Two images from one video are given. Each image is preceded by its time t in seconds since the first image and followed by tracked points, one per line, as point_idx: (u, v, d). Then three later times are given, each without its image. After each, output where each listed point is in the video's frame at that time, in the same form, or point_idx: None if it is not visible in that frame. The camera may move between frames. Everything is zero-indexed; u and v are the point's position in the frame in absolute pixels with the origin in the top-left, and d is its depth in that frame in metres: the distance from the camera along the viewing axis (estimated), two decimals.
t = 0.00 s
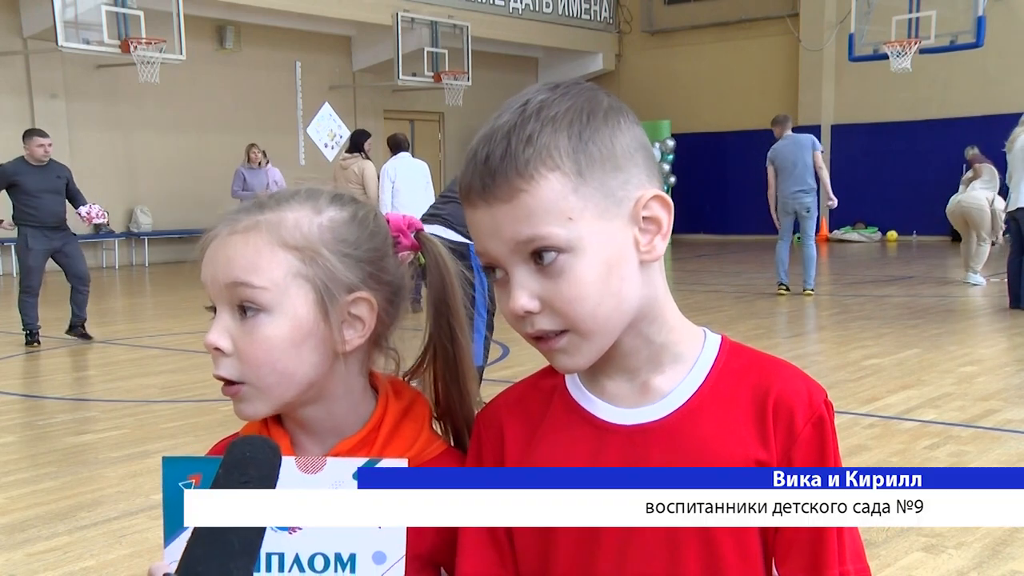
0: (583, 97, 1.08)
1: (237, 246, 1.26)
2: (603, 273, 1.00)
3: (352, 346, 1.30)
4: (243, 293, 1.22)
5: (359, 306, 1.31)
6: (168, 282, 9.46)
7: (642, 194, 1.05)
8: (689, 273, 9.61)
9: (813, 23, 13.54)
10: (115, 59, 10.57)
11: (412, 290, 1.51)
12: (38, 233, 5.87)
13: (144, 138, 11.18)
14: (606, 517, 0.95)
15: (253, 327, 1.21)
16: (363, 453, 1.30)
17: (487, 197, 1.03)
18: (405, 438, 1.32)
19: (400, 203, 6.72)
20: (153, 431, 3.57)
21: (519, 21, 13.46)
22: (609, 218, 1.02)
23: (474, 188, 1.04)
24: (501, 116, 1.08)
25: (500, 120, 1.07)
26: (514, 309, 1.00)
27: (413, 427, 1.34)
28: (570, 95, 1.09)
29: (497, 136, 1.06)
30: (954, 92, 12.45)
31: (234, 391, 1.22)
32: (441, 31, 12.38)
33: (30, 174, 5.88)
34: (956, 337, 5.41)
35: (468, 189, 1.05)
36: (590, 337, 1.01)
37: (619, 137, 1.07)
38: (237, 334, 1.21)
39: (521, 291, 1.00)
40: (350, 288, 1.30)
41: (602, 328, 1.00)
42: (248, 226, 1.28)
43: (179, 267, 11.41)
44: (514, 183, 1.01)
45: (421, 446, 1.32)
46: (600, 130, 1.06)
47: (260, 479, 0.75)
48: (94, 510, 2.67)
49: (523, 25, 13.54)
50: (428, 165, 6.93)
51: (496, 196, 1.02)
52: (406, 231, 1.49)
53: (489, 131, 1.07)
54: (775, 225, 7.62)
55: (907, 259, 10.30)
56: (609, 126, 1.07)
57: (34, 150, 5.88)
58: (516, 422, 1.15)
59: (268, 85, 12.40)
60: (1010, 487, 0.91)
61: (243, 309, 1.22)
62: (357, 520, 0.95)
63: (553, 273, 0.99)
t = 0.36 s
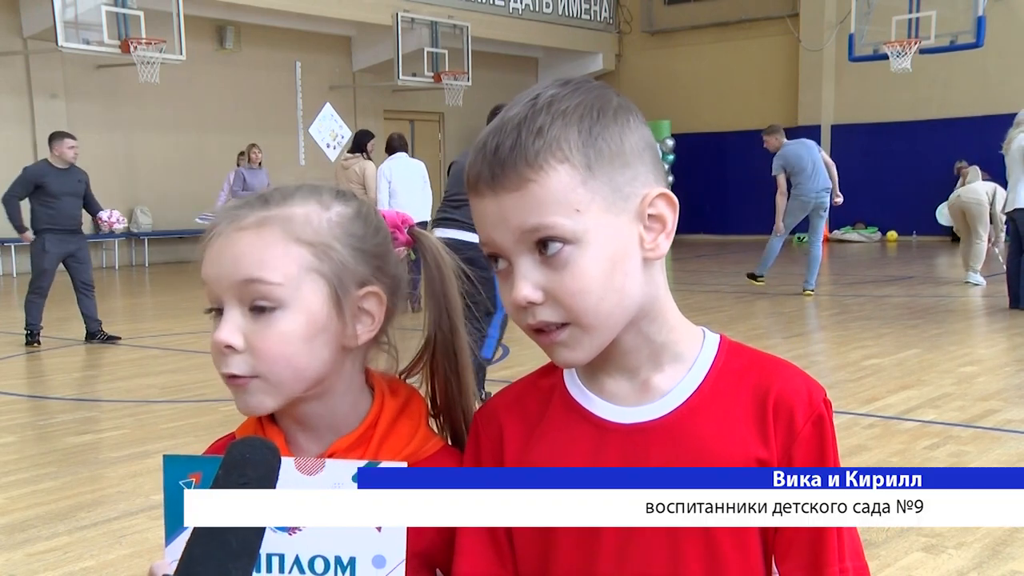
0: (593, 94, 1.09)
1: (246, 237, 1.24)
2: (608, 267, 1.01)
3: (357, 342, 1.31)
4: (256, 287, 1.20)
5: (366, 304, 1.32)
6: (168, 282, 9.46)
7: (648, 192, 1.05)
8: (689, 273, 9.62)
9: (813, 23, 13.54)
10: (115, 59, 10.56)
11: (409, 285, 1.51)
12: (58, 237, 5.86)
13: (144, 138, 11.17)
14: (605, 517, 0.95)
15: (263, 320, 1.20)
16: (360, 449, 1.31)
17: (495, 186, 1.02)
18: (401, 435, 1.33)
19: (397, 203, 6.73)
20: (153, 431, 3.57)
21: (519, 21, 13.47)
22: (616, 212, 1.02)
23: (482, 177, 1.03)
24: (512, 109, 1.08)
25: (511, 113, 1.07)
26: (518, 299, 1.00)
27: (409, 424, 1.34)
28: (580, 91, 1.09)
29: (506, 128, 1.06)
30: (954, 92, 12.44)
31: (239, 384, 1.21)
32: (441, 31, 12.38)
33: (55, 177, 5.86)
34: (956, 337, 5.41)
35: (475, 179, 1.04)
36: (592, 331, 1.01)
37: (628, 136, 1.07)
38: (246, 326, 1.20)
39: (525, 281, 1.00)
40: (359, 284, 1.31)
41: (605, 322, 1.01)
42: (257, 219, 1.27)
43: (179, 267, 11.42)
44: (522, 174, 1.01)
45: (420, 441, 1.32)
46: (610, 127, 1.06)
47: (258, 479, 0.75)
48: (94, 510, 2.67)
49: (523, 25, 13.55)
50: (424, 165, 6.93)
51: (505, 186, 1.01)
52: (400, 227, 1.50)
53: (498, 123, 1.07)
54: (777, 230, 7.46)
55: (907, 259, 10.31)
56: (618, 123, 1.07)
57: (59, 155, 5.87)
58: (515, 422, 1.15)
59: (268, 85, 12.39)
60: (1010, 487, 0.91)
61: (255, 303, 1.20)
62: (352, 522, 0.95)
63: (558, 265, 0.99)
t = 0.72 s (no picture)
0: (594, 92, 1.09)
1: (244, 236, 1.24)
2: (610, 266, 1.01)
3: (357, 340, 1.31)
4: (254, 287, 1.20)
5: (363, 302, 1.32)
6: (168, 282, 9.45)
7: (649, 190, 1.06)
8: (689, 273, 9.62)
9: (813, 23, 13.54)
10: (115, 59, 10.56)
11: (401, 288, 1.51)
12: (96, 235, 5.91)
13: (143, 138, 11.16)
14: (606, 517, 0.96)
15: (261, 318, 1.20)
16: (356, 454, 1.30)
17: (497, 183, 1.02)
18: (396, 438, 1.33)
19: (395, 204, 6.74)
20: (153, 431, 3.57)
21: (519, 21, 13.47)
22: (618, 209, 1.03)
23: (483, 174, 1.03)
24: (513, 107, 1.08)
25: (512, 111, 1.07)
26: (520, 298, 1.00)
27: (403, 427, 1.34)
28: (581, 90, 1.09)
29: (506, 127, 1.06)
30: (954, 92, 12.45)
31: (238, 386, 1.20)
32: (441, 31, 12.38)
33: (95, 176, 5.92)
34: (956, 337, 5.41)
35: (477, 176, 1.04)
36: (594, 330, 1.01)
37: (629, 134, 1.07)
38: (244, 326, 1.19)
39: (528, 279, 1.00)
40: (357, 285, 1.31)
41: (608, 319, 1.01)
42: (254, 219, 1.27)
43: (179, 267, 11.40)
44: (525, 170, 1.01)
45: (413, 446, 1.32)
46: (611, 125, 1.06)
47: (253, 479, 0.81)
48: (94, 511, 2.67)
49: (523, 25, 13.55)
50: (425, 165, 6.92)
51: (507, 183, 1.01)
52: (392, 228, 1.51)
53: (498, 122, 1.07)
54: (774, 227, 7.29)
55: (908, 259, 10.31)
56: (619, 122, 1.07)
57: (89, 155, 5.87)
58: (514, 421, 1.15)
59: (267, 85, 12.39)
60: (1010, 487, 0.93)
61: (254, 304, 1.20)
62: (354, 521, 0.99)
63: (561, 262, 0.99)
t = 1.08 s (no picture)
0: (592, 93, 1.09)
1: (239, 236, 1.24)
2: (611, 266, 1.01)
3: (353, 337, 1.31)
4: (249, 286, 1.20)
5: (358, 297, 1.32)
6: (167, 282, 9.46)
7: (649, 189, 1.06)
8: (689, 273, 9.62)
9: (813, 23, 13.54)
10: (115, 59, 10.56)
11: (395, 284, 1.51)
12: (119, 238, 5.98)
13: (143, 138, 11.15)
14: (606, 517, 0.96)
15: (257, 318, 1.20)
16: (355, 452, 1.30)
17: (498, 184, 1.02)
18: (395, 437, 1.33)
19: (394, 204, 6.79)
20: (153, 431, 3.57)
21: (519, 21, 13.48)
22: (618, 209, 1.03)
23: (483, 175, 1.03)
24: (511, 108, 1.08)
25: (510, 112, 1.07)
26: (522, 298, 1.00)
27: (401, 426, 1.35)
28: (579, 90, 1.09)
29: (505, 128, 1.05)
30: (955, 92, 12.45)
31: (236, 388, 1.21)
32: (441, 31, 12.38)
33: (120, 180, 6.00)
34: (957, 337, 5.41)
35: (476, 178, 1.04)
36: (596, 330, 1.01)
37: (628, 133, 1.07)
38: (237, 326, 1.20)
39: (529, 280, 1.00)
40: (349, 281, 1.31)
41: (608, 320, 1.01)
42: (248, 218, 1.27)
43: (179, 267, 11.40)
44: (527, 170, 1.01)
45: (411, 445, 1.32)
46: (610, 126, 1.06)
47: (249, 480, 0.81)
48: (94, 510, 2.67)
49: (523, 25, 13.56)
50: (426, 164, 6.90)
51: (508, 184, 1.01)
52: (384, 221, 1.50)
53: (496, 123, 1.07)
54: (772, 225, 7.13)
55: (907, 260, 10.31)
56: (618, 122, 1.07)
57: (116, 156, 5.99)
58: (511, 423, 1.15)
59: (267, 85, 12.39)
60: (1010, 487, 0.93)
61: (246, 304, 1.20)
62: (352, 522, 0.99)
63: (563, 262, 0.99)
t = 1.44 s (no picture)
0: (591, 94, 1.08)
1: (240, 237, 1.24)
2: (613, 266, 1.01)
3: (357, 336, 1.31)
4: (255, 285, 1.20)
5: (363, 294, 1.32)
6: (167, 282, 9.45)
7: (649, 190, 1.06)
8: (689, 273, 9.62)
9: (813, 23, 13.54)
10: (115, 59, 10.55)
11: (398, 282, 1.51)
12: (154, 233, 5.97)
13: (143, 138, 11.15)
14: (606, 517, 0.96)
15: (262, 318, 1.20)
16: (359, 449, 1.30)
17: (499, 186, 1.02)
18: (397, 435, 1.33)
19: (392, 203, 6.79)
20: (153, 431, 3.57)
21: (519, 21, 13.48)
22: (619, 210, 1.03)
23: (483, 177, 1.03)
24: (510, 108, 1.08)
25: (509, 113, 1.07)
26: (523, 301, 1.00)
27: (404, 423, 1.35)
28: (578, 91, 1.09)
29: (505, 129, 1.06)
30: (955, 92, 12.45)
31: (242, 387, 1.21)
32: (441, 31, 12.39)
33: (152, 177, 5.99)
34: (957, 337, 5.41)
35: (476, 180, 1.04)
36: (597, 331, 1.01)
37: (627, 134, 1.07)
38: (242, 326, 1.20)
39: (531, 281, 1.00)
40: (353, 279, 1.31)
41: (610, 321, 1.01)
42: (251, 217, 1.27)
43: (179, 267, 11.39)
44: (527, 172, 1.01)
45: (416, 444, 1.32)
46: (610, 126, 1.06)
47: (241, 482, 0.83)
48: (95, 511, 2.67)
49: (523, 25, 13.57)
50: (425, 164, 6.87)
51: (509, 185, 1.01)
52: (387, 219, 1.50)
53: (496, 124, 1.07)
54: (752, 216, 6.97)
55: (907, 260, 10.32)
56: (618, 122, 1.07)
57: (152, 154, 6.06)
58: (512, 424, 1.15)
59: (267, 85, 12.38)
60: (1010, 488, 0.94)
61: (251, 304, 1.20)
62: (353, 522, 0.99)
63: (564, 263, 1.00)
